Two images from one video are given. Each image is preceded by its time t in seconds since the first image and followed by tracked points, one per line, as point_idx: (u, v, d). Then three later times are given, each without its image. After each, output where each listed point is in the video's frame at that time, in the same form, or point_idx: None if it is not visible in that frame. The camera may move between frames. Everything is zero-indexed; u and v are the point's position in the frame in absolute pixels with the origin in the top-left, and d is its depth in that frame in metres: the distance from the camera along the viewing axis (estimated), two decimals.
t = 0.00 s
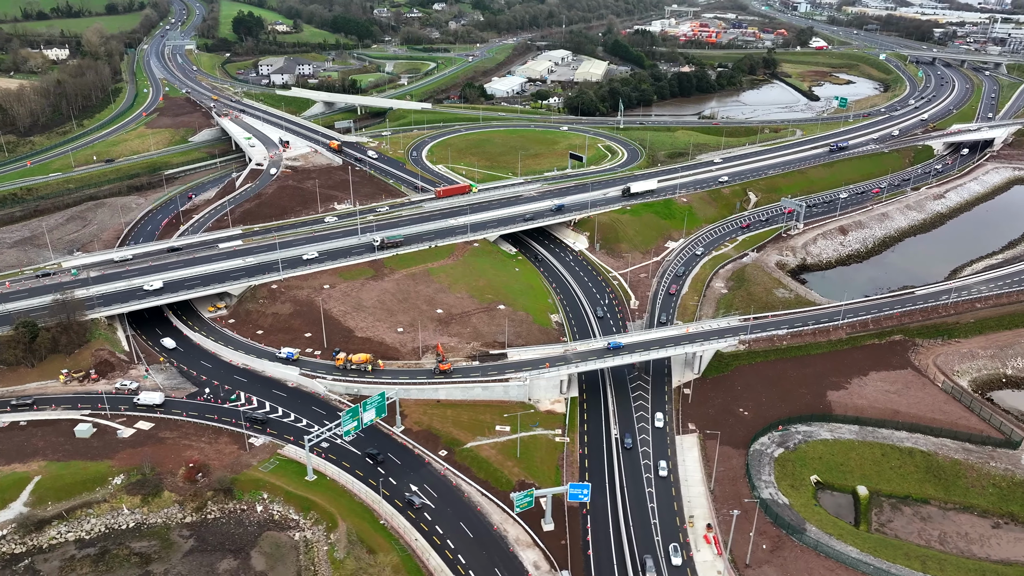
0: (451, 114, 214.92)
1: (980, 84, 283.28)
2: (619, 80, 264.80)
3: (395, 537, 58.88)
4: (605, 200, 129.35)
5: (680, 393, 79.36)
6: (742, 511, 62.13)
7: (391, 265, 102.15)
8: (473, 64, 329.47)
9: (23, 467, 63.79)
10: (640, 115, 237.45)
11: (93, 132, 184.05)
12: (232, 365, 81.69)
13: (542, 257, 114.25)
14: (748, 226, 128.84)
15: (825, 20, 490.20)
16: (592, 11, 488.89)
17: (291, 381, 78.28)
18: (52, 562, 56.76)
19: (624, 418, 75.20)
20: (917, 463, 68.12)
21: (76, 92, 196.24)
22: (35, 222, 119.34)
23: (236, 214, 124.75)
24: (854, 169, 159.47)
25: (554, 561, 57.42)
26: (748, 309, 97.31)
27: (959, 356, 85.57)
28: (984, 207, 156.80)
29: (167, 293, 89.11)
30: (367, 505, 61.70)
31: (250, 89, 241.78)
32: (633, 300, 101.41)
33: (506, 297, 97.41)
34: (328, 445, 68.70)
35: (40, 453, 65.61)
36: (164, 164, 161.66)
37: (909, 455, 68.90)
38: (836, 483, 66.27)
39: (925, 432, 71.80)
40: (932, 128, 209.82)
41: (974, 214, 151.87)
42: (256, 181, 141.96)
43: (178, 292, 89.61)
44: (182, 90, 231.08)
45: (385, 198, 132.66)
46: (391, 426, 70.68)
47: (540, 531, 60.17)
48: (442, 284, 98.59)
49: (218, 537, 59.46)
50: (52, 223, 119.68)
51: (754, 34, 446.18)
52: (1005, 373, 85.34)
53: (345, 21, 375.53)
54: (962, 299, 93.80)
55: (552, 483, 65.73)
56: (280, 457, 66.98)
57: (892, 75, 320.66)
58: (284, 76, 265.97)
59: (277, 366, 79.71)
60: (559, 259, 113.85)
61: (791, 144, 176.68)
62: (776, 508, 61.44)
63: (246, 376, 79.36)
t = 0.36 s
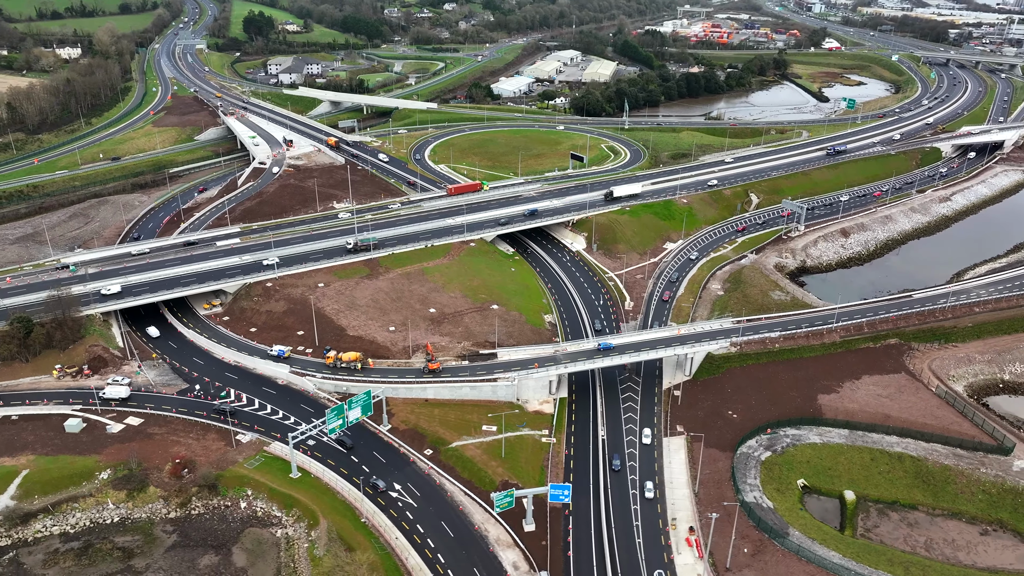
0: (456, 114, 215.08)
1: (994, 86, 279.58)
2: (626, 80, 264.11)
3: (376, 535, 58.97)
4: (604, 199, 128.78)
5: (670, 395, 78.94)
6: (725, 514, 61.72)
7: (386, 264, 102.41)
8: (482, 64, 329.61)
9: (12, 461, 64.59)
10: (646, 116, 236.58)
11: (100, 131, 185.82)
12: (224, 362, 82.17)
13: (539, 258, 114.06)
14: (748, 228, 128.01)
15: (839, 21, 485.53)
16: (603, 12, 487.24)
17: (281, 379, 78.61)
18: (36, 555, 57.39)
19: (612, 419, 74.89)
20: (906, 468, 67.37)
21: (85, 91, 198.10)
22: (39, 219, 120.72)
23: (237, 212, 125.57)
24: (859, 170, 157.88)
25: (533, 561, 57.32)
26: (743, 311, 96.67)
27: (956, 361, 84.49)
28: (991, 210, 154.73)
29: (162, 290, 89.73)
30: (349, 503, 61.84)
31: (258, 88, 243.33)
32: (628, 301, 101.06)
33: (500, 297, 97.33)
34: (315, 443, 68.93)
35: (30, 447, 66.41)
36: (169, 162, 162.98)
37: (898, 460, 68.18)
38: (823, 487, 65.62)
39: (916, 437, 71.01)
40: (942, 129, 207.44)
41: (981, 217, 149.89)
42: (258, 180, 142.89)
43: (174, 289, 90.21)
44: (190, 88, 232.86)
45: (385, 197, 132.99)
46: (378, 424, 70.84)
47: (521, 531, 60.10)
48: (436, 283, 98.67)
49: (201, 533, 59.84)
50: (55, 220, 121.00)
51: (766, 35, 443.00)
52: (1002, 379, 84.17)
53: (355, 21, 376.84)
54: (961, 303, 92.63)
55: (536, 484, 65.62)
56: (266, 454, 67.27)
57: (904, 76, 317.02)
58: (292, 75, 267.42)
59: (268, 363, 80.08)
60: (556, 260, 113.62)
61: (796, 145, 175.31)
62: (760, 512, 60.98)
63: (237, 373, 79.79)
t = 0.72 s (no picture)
0: (462, 114, 215.32)
1: (1009, 87, 275.50)
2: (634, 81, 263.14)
3: (357, 533, 59.13)
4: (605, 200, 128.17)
5: (660, 396, 78.50)
6: (709, 518, 61.32)
7: (383, 263, 102.75)
8: (491, 64, 329.71)
9: (3, 454, 65.53)
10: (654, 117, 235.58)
11: (109, 129, 187.81)
12: (217, 359, 82.78)
13: (537, 258, 113.86)
14: (749, 230, 127.18)
15: (855, 22, 480.63)
16: (615, 13, 485.71)
17: (272, 376, 79.07)
18: (22, 547, 58.13)
19: (601, 421, 74.60)
20: (896, 474, 66.66)
21: (95, 89, 200.26)
22: (43, 216, 122.24)
23: (238, 210, 126.53)
24: (865, 172, 156.28)
25: (514, 562, 57.28)
26: (739, 313, 96.07)
27: (953, 366, 83.43)
28: (1000, 213, 152.44)
29: (159, 286, 90.31)
30: (333, 501, 62.06)
31: (267, 87, 244.88)
32: (624, 302, 100.73)
33: (495, 297, 97.31)
34: (302, 440, 69.26)
35: (21, 441, 67.36)
36: (175, 160, 164.48)
37: (888, 465, 67.46)
38: (810, 491, 65.00)
39: (908, 442, 70.22)
40: (953, 132, 204.71)
41: (989, 220, 147.83)
42: (261, 178, 143.87)
43: (171, 286, 90.78)
44: (199, 87, 234.72)
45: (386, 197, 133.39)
46: (366, 423, 71.07)
47: (502, 531, 60.10)
48: (431, 282, 98.83)
49: (185, 528, 60.33)
50: (59, 217, 122.42)
51: (779, 36, 439.38)
52: (1000, 385, 83.01)
53: (366, 21, 378.32)
54: (960, 307, 91.45)
55: (520, 484, 65.53)
56: (254, 451, 67.69)
57: (917, 78, 313.50)
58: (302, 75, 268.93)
59: (260, 361, 80.56)
60: (554, 260, 113.38)
61: (801, 147, 173.93)
62: (744, 516, 60.56)
63: (230, 370, 80.36)
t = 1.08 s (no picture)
0: (468, 114, 215.48)
1: None
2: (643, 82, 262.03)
3: (339, 531, 59.31)
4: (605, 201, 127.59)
5: (651, 398, 78.07)
6: (692, 520, 61.02)
7: (379, 262, 103.06)
8: (500, 64, 329.76)
9: None
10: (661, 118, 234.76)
11: (118, 127, 189.81)
12: (211, 356, 83.40)
13: (534, 258, 113.73)
14: (749, 232, 126.32)
15: (870, 23, 475.34)
16: (628, 13, 483.94)
17: (264, 374, 79.51)
18: (9, 539, 58.88)
19: (590, 422, 74.35)
20: (885, 479, 65.89)
21: (106, 88, 202.42)
22: (48, 213, 123.81)
23: (240, 208, 127.41)
24: (870, 174, 154.66)
25: (493, 562, 57.22)
26: (734, 315, 95.53)
27: (949, 370, 82.38)
28: (1009, 216, 150.06)
29: (157, 283, 90.86)
30: (316, 498, 62.36)
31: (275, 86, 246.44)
32: (619, 303, 100.39)
33: (489, 296, 97.30)
34: (290, 437, 69.57)
35: (14, 434, 68.39)
36: (181, 159, 165.99)
37: (877, 470, 66.73)
38: (797, 495, 64.37)
39: (899, 447, 69.47)
40: (964, 134, 201.98)
41: (997, 224, 145.60)
42: (265, 177, 144.87)
43: (168, 283, 91.31)
44: (209, 86, 236.57)
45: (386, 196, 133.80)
46: (354, 421, 71.36)
47: (484, 531, 60.11)
48: (427, 282, 99.05)
49: (170, 523, 60.83)
50: (63, 214, 123.94)
51: (793, 36, 435.45)
52: (997, 391, 81.88)
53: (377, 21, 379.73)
54: (959, 312, 90.21)
55: (504, 484, 65.49)
56: (241, 447, 68.15)
57: (931, 79, 309.29)
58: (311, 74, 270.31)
59: (252, 358, 81.04)
60: (552, 260, 113.17)
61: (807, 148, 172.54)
62: (727, 520, 60.17)
63: (222, 367, 80.93)
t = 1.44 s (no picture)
0: (475, 114, 215.65)
1: None
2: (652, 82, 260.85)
3: (321, 528, 59.55)
4: (606, 201, 127.13)
5: (641, 400, 77.71)
6: (675, 523, 60.75)
7: (376, 261, 103.42)
8: (510, 65, 329.71)
9: None
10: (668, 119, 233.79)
11: (127, 125, 191.76)
12: (205, 352, 84.02)
13: (532, 259, 113.64)
14: (750, 233, 125.50)
15: (887, 24, 469.77)
16: (641, 14, 481.99)
17: (256, 371, 79.99)
18: None
19: (578, 423, 74.15)
20: (874, 484, 65.23)
21: (116, 87, 204.63)
22: (53, 210, 125.29)
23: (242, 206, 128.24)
24: (877, 176, 152.97)
25: (474, 561, 57.21)
26: (729, 317, 95.08)
27: (946, 375, 81.37)
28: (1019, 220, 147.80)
29: (154, 280, 91.53)
30: (300, 494, 62.67)
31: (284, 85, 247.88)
32: (615, 304, 100.11)
33: (485, 296, 97.34)
34: (278, 434, 69.94)
35: (7, 428, 69.32)
36: (188, 157, 167.42)
37: (866, 476, 66.04)
38: (784, 499, 63.81)
39: (889, 453, 68.77)
40: (975, 136, 199.28)
41: (1005, 227, 143.49)
42: (268, 175, 145.84)
43: (165, 280, 91.94)
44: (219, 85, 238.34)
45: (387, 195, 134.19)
46: (342, 419, 71.66)
47: (466, 530, 60.13)
48: (422, 281, 99.29)
49: (155, 517, 61.39)
50: (68, 211, 125.41)
51: (808, 37, 431.40)
52: (994, 397, 80.75)
53: (388, 21, 380.87)
54: (958, 316, 89.04)
55: (489, 484, 65.50)
56: (229, 443, 68.62)
57: (946, 80, 305.21)
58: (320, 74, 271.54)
59: (245, 355, 81.60)
60: (550, 260, 113.02)
61: (814, 150, 171.07)
62: (710, 524, 59.80)
63: (215, 364, 81.50)
